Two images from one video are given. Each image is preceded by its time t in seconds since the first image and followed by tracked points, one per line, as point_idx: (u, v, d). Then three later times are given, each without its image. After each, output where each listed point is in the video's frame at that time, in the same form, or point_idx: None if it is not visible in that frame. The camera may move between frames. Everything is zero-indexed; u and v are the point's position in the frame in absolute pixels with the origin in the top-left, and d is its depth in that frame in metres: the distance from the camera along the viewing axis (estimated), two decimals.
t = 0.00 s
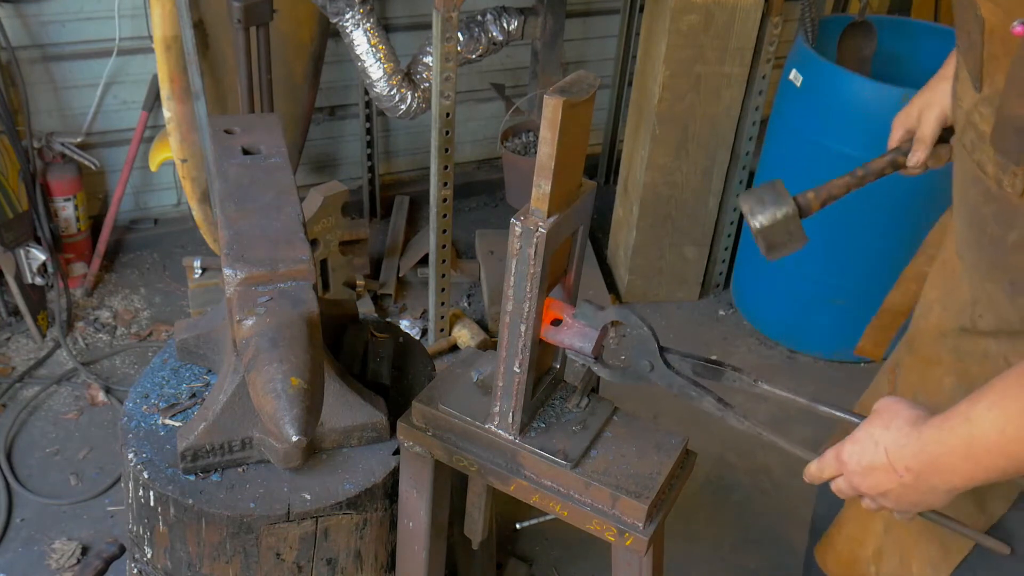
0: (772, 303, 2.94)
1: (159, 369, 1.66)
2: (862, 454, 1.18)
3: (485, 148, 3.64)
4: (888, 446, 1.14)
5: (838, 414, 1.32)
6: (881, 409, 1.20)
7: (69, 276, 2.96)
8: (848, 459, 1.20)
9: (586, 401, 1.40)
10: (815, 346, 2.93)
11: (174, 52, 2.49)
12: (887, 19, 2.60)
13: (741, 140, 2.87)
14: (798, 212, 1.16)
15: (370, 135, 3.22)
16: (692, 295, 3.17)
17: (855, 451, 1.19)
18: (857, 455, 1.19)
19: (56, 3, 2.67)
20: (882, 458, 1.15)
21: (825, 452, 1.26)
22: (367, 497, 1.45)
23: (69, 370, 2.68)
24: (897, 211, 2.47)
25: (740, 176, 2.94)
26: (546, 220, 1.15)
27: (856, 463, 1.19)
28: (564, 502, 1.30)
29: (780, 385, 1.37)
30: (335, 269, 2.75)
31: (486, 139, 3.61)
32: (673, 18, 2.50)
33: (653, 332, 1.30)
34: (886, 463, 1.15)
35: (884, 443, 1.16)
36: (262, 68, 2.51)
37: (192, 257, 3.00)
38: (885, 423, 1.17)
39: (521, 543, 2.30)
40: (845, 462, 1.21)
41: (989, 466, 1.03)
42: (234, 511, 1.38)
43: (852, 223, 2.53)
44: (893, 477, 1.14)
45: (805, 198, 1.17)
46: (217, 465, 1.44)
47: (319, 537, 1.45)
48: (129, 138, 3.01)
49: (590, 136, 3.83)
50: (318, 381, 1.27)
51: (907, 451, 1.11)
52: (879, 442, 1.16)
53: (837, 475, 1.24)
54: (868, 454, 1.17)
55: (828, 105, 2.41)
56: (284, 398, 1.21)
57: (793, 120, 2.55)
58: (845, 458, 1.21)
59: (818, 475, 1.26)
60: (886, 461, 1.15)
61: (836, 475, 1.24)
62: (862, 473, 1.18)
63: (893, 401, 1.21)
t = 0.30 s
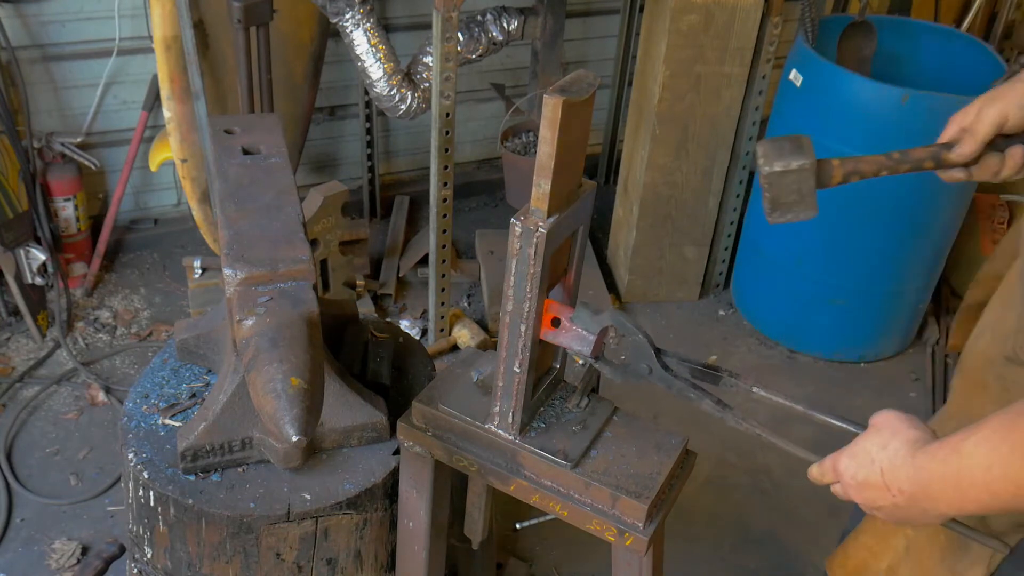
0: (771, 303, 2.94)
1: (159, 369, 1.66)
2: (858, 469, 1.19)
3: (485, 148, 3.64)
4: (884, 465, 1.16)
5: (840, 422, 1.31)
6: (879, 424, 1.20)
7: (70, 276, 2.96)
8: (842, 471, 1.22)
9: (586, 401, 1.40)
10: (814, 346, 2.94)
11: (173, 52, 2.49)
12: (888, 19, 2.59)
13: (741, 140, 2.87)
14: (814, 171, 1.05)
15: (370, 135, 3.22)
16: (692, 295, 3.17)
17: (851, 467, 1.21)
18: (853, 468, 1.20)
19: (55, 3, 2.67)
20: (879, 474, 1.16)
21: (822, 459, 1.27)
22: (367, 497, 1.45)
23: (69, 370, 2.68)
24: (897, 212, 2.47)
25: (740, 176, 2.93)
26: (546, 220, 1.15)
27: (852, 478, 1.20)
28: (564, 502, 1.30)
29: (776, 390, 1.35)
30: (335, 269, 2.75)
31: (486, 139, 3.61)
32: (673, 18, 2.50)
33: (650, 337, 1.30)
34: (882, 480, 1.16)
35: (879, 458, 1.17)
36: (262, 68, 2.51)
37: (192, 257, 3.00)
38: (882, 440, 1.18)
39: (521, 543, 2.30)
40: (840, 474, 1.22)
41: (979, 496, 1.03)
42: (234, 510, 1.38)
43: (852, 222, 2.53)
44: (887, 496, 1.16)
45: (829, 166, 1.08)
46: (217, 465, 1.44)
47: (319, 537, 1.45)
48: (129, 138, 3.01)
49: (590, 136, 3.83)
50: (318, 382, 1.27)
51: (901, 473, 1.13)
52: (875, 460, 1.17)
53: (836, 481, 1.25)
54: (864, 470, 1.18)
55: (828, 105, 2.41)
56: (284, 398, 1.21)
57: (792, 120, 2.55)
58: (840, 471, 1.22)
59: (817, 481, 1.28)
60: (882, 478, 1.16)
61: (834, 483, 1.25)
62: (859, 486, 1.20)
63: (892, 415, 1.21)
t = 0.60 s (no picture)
0: (771, 303, 2.93)
1: (159, 369, 1.66)
2: (861, 458, 1.22)
3: (485, 148, 3.64)
4: (887, 452, 1.18)
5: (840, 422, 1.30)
6: (884, 417, 1.23)
7: (70, 276, 2.96)
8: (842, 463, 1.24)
9: (587, 401, 1.40)
10: (815, 346, 2.93)
11: (174, 52, 2.49)
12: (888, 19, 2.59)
13: (740, 140, 2.87)
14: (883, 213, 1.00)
15: (370, 135, 3.22)
16: (692, 295, 3.17)
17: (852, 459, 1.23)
18: (856, 459, 1.22)
19: (55, 3, 2.67)
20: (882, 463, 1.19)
21: (821, 459, 1.29)
22: (367, 497, 1.45)
23: (69, 370, 2.68)
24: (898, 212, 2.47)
25: (740, 176, 2.93)
26: (546, 219, 1.15)
27: (852, 470, 1.22)
28: (564, 502, 1.30)
29: (777, 391, 1.33)
30: (335, 269, 2.75)
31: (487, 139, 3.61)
32: (673, 18, 2.50)
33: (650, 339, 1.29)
34: (884, 468, 1.19)
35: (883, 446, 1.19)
36: (262, 68, 2.51)
37: (192, 257, 3.00)
38: (885, 429, 1.21)
39: (521, 543, 2.30)
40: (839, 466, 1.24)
41: (980, 487, 1.08)
42: (235, 510, 1.38)
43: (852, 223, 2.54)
44: (887, 484, 1.19)
45: (899, 203, 1.00)
46: (217, 465, 1.44)
47: (319, 537, 1.44)
48: (129, 138, 3.01)
49: (590, 136, 3.83)
50: (319, 382, 1.27)
51: (907, 458, 1.16)
52: (878, 447, 1.20)
53: (840, 479, 1.25)
54: (865, 459, 1.21)
55: (828, 105, 2.41)
56: (284, 398, 1.21)
57: (792, 120, 2.55)
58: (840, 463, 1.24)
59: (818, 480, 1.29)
60: (884, 466, 1.18)
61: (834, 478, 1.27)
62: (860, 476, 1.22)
63: (896, 411, 1.25)
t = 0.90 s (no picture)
0: (771, 303, 2.94)
1: (159, 369, 1.66)
2: (854, 458, 1.21)
3: (485, 148, 3.64)
4: (881, 451, 1.19)
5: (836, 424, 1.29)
6: (881, 418, 1.24)
7: (70, 276, 2.96)
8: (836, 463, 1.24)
9: (586, 401, 1.40)
10: (814, 346, 2.94)
11: (173, 52, 2.49)
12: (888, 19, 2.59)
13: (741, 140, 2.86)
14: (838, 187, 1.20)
15: (370, 135, 3.22)
16: (692, 295, 3.17)
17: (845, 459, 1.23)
18: (849, 459, 1.22)
19: (55, 3, 2.67)
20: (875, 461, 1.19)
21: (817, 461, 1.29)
22: (367, 497, 1.45)
23: (69, 370, 2.68)
24: (897, 212, 2.47)
25: (740, 176, 2.93)
26: (546, 219, 1.15)
27: (847, 470, 1.22)
28: (564, 502, 1.30)
29: (777, 392, 1.33)
30: (335, 269, 2.75)
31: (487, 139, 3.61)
32: (673, 18, 2.50)
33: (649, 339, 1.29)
34: (877, 468, 1.19)
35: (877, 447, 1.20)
36: (262, 68, 2.51)
37: (192, 257, 3.00)
38: (880, 428, 1.21)
39: (521, 543, 2.30)
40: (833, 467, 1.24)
41: (966, 483, 1.09)
42: (235, 510, 1.38)
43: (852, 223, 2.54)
44: (879, 483, 1.19)
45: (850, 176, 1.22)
46: (217, 465, 1.44)
47: (319, 537, 1.44)
48: (129, 138, 3.01)
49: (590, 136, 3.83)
50: (318, 382, 1.27)
51: (900, 456, 1.16)
52: (872, 445, 1.20)
53: (834, 481, 1.25)
54: (859, 459, 1.21)
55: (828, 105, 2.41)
56: (284, 398, 1.21)
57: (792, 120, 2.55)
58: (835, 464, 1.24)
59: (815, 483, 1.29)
60: (878, 465, 1.19)
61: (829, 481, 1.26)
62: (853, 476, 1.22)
63: (891, 412, 1.25)
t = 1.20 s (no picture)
0: (771, 303, 2.93)
1: (159, 369, 1.66)
2: (853, 456, 1.21)
3: (485, 148, 3.64)
4: (881, 447, 1.19)
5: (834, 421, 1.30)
6: (880, 416, 1.24)
7: (69, 276, 2.96)
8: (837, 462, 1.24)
9: (586, 401, 1.40)
10: (814, 346, 2.94)
11: (174, 52, 2.49)
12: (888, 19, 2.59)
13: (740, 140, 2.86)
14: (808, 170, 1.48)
15: (370, 135, 3.22)
16: (692, 295, 3.17)
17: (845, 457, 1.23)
18: (848, 457, 1.22)
19: (55, 3, 2.67)
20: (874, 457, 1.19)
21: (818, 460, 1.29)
22: (367, 497, 1.45)
23: (69, 370, 2.68)
24: (897, 211, 2.47)
25: (740, 176, 2.93)
26: (546, 219, 1.15)
27: (847, 467, 1.22)
28: (564, 502, 1.30)
29: (777, 392, 1.33)
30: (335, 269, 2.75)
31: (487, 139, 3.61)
32: (672, 18, 2.50)
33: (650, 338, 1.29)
34: (878, 465, 1.19)
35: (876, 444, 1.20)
36: (262, 68, 2.51)
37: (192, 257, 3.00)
38: (880, 425, 1.22)
39: (521, 543, 2.30)
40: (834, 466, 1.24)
41: (964, 471, 1.08)
42: (235, 511, 1.38)
43: (852, 222, 2.54)
44: (880, 480, 1.19)
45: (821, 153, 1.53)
46: (217, 465, 1.44)
47: (319, 537, 1.45)
48: (129, 138, 3.01)
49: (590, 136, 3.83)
50: (318, 382, 1.27)
51: (900, 451, 1.16)
52: (872, 442, 1.20)
53: (836, 480, 1.25)
54: (859, 457, 1.21)
55: (828, 105, 2.41)
56: (284, 398, 1.21)
57: (792, 120, 2.55)
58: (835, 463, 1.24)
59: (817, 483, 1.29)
60: (878, 462, 1.19)
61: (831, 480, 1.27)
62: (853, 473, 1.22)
63: (892, 409, 1.25)
